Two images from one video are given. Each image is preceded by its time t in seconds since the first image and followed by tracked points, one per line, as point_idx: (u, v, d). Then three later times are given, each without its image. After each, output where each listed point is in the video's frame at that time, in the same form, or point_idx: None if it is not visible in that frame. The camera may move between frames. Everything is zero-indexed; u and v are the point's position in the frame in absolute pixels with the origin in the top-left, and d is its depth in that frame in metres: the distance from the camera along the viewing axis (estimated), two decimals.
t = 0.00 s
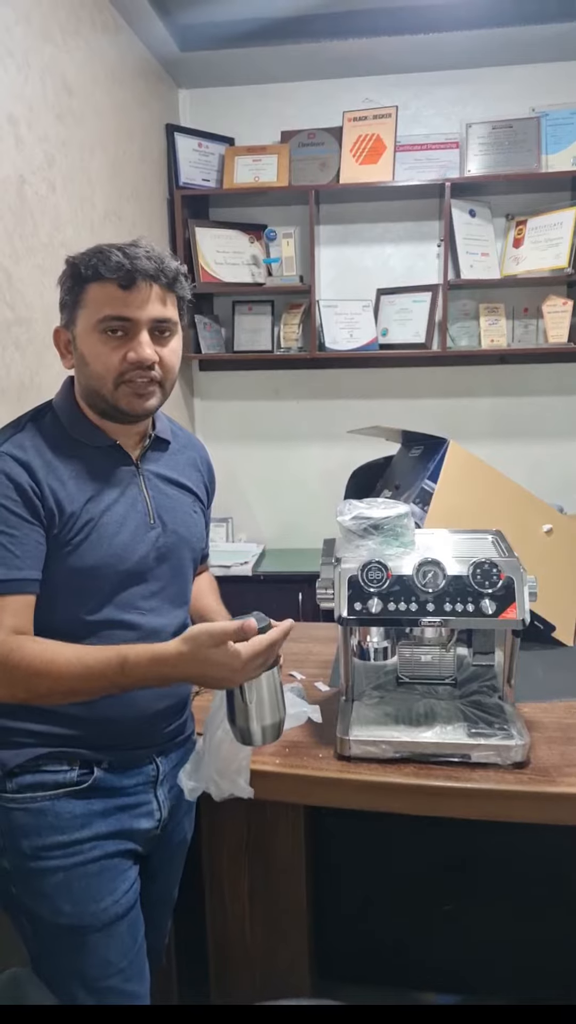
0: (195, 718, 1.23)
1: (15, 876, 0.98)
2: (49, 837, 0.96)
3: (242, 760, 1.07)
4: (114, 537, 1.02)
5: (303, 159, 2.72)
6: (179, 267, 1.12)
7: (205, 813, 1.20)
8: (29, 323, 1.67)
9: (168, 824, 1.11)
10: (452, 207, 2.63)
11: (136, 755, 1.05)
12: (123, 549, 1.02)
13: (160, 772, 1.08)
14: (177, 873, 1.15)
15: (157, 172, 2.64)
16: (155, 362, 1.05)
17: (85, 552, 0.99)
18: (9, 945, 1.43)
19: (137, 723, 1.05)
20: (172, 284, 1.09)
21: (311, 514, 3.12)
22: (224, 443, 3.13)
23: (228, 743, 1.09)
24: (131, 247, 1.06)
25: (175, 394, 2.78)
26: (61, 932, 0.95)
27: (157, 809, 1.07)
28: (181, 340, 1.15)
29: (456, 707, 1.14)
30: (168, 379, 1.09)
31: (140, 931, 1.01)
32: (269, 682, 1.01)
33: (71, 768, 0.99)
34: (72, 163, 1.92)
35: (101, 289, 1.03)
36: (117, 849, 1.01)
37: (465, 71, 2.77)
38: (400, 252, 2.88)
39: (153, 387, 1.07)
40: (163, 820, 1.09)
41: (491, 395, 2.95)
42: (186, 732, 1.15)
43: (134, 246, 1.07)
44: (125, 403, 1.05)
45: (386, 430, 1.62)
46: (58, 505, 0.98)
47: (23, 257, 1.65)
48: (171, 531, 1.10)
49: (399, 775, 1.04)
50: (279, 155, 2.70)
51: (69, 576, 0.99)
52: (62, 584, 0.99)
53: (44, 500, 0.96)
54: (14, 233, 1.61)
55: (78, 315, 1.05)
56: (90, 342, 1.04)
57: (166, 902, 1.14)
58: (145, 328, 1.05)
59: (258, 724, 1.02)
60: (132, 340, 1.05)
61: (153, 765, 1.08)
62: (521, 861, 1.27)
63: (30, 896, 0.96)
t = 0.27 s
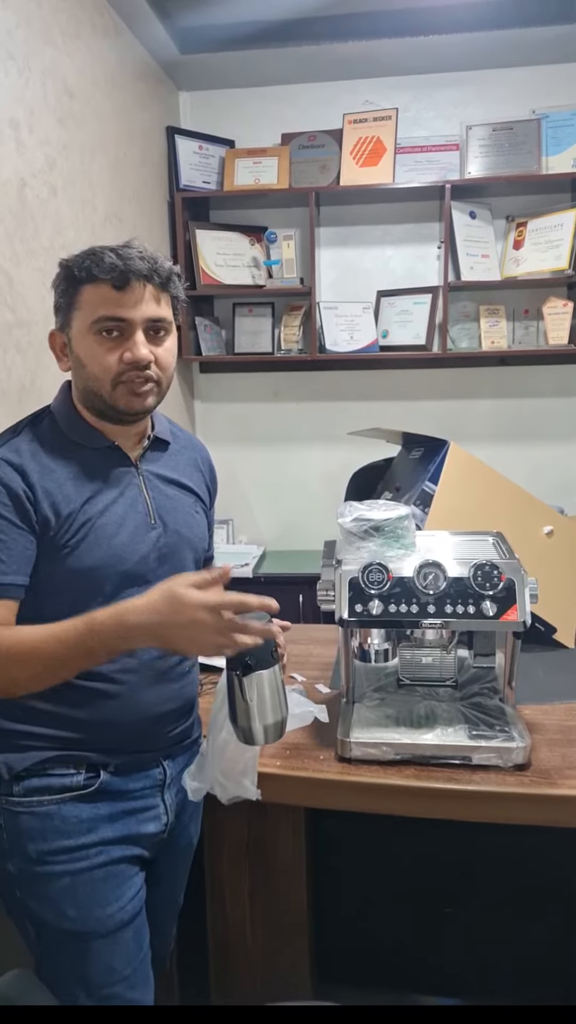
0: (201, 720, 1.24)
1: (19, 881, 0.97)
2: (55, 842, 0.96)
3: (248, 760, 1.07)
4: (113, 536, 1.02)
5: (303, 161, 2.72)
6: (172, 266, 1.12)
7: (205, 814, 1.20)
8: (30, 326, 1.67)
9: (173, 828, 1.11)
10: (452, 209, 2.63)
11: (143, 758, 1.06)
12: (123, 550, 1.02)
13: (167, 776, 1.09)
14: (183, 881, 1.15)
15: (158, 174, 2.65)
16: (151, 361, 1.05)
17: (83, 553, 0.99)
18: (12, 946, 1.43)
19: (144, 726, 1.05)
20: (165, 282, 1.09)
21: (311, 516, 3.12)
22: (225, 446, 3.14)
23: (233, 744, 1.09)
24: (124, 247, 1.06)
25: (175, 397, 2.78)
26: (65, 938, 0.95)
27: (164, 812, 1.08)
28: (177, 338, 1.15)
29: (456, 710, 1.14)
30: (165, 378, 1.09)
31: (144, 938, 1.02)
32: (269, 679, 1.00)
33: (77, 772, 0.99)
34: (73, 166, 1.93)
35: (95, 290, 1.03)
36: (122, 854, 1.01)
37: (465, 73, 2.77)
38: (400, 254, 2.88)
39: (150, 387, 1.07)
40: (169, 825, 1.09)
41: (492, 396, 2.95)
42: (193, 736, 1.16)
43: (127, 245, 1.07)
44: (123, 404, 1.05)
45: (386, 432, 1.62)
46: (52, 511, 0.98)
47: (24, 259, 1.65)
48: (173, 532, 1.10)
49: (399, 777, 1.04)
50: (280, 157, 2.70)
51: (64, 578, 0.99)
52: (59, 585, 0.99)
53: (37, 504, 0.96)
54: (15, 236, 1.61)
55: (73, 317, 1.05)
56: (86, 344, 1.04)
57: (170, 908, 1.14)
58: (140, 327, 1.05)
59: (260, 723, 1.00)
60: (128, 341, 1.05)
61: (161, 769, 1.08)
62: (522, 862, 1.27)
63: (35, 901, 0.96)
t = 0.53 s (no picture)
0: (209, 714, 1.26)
1: (33, 882, 0.97)
2: (67, 842, 0.96)
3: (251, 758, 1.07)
4: (114, 535, 1.01)
5: (305, 162, 2.73)
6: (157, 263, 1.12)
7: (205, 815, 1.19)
8: (32, 327, 1.67)
9: (184, 829, 1.10)
10: (454, 210, 2.63)
11: (153, 758, 1.05)
12: (124, 548, 1.02)
13: (178, 777, 1.08)
14: (190, 878, 1.14)
15: (160, 175, 2.65)
16: (143, 358, 1.05)
17: (85, 550, 0.98)
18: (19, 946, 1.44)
19: (154, 725, 1.05)
20: (150, 277, 1.09)
21: (313, 517, 3.12)
22: (227, 447, 3.14)
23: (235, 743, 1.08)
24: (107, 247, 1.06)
25: (177, 398, 2.78)
26: (78, 939, 0.95)
27: (174, 813, 1.07)
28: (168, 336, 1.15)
29: (458, 711, 1.13)
30: (158, 375, 1.09)
31: (156, 940, 1.02)
32: (272, 678, 1.00)
33: (88, 772, 0.99)
34: (75, 168, 1.93)
35: (82, 292, 1.04)
36: (134, 855, 1.01)
37: (467, 75, 2.77)
38: (402, 255, 2.88)
39: (145, 383, 1.06)
40: (180, 826, 1.09)
41: (494, 398, 2.94)
42: (201, 737, 1.15)
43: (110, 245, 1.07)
44: (118, 403, 1.05)
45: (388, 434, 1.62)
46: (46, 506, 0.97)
47: (26, 260, 1.65)
48: (176, 531, 1.10)
49: (401, 779, 1.04)
50: (281, 158, 2.70)
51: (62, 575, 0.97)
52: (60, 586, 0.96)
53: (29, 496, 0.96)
54: (17, 237, 1.61)
55: (62, 321, 1.06)
56: (77, 345, 1.05)
57: (179, 908, 1.14)
58: (130, 326, 1.05)
59: (263, 722, 1.00)
60: (118, 339, 1.05)
61: (171, 769, 1.08)
62: (522, 865, 1.27)
63: (48, 902, 0.96)
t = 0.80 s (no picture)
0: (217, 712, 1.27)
1: (43, 880, 0.98)
2: (76, 840, 0.96)
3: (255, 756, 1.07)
4: (118, 534, 1.02)
5: (308, 163, 2.73)
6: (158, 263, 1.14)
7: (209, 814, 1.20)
8: (36, 329, 1.67)
9: (193, 827, 1.10)
10: (457, 211, 2.63)
11: (161, 756, 1.06)
12: (129, 547, 1.02)
13: (185, 775, 1.09)
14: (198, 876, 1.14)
15: (164, 176, 2.65)
16: (142, 354, 1.06)
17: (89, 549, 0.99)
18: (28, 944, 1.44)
19: (162, 723, 1.05)
20: (149, 276, 1.11)
21: (316, 518, 3.12)
22: (230, 448, 3.14)
23: (237, 742, 1.08)
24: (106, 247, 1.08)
25: (180, 399, 2.78)
26: (89, 936, 0.95)
27: (182, 811, 1.07)
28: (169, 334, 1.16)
29: (461, 712, 1.13)
30: (158, 371, 1.10)
31: (167, 937, 1.02)
32: (275, 674, 1.00)
33: (97, 769, 1.00)
34: (79, 169, 1.93)
35: (81, 291, 1.06)
36: (144, 852, 1.01)
37: (470, 76, 2.77)
38: (405, 256, 2.88)
39: (144, 380, 1.07)
40: (189, 824, 1.09)
41: (497, 399, 2.94)
42: (206, 735, 1.15)
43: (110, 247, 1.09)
44: (118, 400, 1.06)
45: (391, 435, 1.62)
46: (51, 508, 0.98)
47: (31, 261, 1.65)
48: (181, 530, 1.10)
49: (404, 780, 1.03)
50: (285, 159, 2.70)
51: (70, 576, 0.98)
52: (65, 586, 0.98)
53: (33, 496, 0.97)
54: (21, 238, 1.61)
55: (63, 321, 1.08)
56: (77, 344, 1.06)
57: (186, 906, 1.14)
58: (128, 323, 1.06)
59: (266, 717, 1.00)
60: (117, 336, 1.06)
61: (178, 767, 1.08)
62: (524, 864, 1.26)
63: (58, 899, 0.97)
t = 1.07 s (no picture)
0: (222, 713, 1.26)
1: (43, 876, 0.98)
2: (76, 837, 0.96)
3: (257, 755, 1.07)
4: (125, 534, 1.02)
5: (311, 164, 2.73)
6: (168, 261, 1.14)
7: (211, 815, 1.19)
8: (39, 329, 1.67)
9: (193, 826, 1.10)
10: (460, 211, 2.63)
11: (162, 755, 1.05)
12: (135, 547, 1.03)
13: (186, 774, 1.08)
14: (197, 875, 1.14)
15: (166, 177, 2.65)
16: (151, 353, 1.06)
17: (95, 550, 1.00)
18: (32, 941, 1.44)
19: (164, 722, 1.05)
20: (160, 274, 1.11)
21: (318, 518, 3.12)
22: (232, 448, 3.14)
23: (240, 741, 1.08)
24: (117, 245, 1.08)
25: (182, 399, 2.79)
26: (88, 933, 0.95)
27: (182, 809, 1.07)
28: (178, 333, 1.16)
29: (463, 712, 1.13)
30: (167, 370, 1.10)
31: (166, 935, 1.02)
32: (278, 677, 1.00)
33: (98, 767, 1.00)
34: (82, 170, 1.93)
35: (91, 290, 1.06)
36: (143, 849, 1.01)
37: (473, 76, 2.77)
38: (408, 256, 2.88)
39: (152, 380, 1.07)
40: (188, 823, 1.09)
41: (499, 400, 2.94)
42: (209, 734, 1.15)
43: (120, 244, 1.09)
44: (127, 399, 1.06)
45: (394, 436, 1.62)
46: (58, 508, 0.98)
47: (33, 262, 1.65)
48: (187, 530, 1.10)
49: (406, 781, 1.03)
50: (287, 160, 2.70)
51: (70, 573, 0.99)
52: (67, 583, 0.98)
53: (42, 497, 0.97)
54: (24, 239, 1.61)
55: (73, 320, 1.08)
56: (87, 342, 1.07)
57: (184, 905, 1.14)
58: (138, 321, 1.07)
59: (269, 719, 1.00)
60: (127, 335, 1.07)
61: (179, 766, 1.08)
62: (525, 865, 1.25)
63: (57, 896, 0.96)
